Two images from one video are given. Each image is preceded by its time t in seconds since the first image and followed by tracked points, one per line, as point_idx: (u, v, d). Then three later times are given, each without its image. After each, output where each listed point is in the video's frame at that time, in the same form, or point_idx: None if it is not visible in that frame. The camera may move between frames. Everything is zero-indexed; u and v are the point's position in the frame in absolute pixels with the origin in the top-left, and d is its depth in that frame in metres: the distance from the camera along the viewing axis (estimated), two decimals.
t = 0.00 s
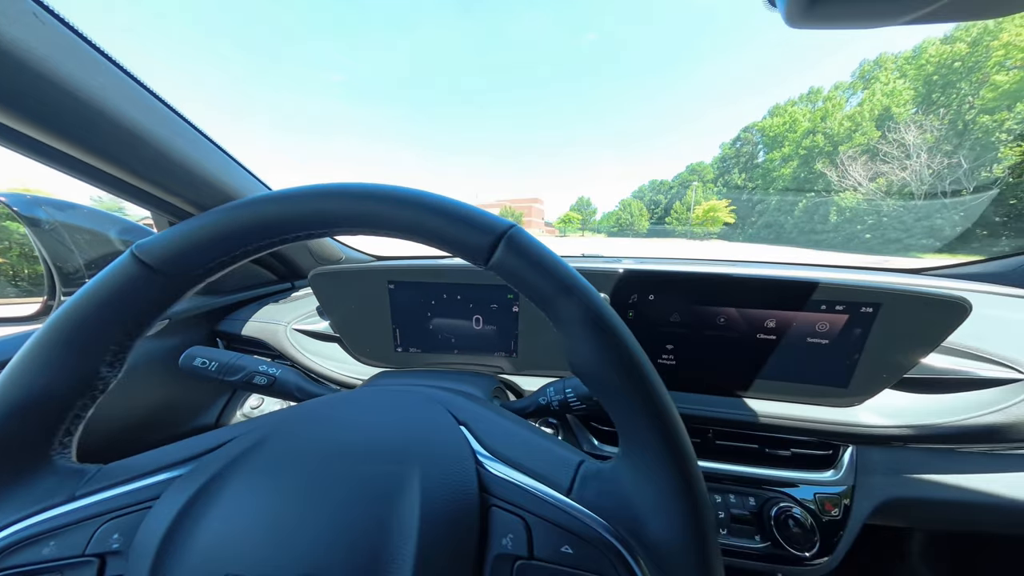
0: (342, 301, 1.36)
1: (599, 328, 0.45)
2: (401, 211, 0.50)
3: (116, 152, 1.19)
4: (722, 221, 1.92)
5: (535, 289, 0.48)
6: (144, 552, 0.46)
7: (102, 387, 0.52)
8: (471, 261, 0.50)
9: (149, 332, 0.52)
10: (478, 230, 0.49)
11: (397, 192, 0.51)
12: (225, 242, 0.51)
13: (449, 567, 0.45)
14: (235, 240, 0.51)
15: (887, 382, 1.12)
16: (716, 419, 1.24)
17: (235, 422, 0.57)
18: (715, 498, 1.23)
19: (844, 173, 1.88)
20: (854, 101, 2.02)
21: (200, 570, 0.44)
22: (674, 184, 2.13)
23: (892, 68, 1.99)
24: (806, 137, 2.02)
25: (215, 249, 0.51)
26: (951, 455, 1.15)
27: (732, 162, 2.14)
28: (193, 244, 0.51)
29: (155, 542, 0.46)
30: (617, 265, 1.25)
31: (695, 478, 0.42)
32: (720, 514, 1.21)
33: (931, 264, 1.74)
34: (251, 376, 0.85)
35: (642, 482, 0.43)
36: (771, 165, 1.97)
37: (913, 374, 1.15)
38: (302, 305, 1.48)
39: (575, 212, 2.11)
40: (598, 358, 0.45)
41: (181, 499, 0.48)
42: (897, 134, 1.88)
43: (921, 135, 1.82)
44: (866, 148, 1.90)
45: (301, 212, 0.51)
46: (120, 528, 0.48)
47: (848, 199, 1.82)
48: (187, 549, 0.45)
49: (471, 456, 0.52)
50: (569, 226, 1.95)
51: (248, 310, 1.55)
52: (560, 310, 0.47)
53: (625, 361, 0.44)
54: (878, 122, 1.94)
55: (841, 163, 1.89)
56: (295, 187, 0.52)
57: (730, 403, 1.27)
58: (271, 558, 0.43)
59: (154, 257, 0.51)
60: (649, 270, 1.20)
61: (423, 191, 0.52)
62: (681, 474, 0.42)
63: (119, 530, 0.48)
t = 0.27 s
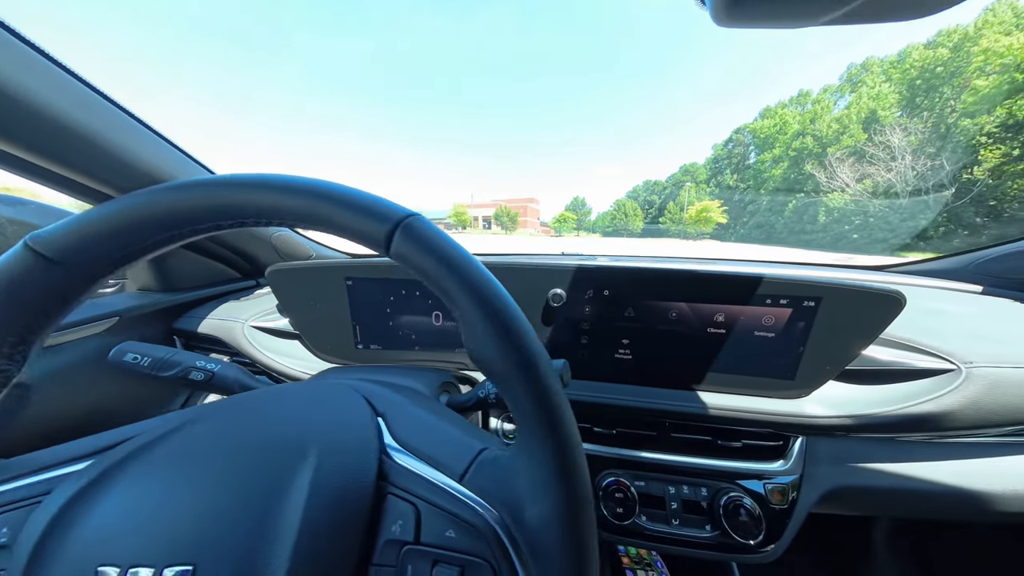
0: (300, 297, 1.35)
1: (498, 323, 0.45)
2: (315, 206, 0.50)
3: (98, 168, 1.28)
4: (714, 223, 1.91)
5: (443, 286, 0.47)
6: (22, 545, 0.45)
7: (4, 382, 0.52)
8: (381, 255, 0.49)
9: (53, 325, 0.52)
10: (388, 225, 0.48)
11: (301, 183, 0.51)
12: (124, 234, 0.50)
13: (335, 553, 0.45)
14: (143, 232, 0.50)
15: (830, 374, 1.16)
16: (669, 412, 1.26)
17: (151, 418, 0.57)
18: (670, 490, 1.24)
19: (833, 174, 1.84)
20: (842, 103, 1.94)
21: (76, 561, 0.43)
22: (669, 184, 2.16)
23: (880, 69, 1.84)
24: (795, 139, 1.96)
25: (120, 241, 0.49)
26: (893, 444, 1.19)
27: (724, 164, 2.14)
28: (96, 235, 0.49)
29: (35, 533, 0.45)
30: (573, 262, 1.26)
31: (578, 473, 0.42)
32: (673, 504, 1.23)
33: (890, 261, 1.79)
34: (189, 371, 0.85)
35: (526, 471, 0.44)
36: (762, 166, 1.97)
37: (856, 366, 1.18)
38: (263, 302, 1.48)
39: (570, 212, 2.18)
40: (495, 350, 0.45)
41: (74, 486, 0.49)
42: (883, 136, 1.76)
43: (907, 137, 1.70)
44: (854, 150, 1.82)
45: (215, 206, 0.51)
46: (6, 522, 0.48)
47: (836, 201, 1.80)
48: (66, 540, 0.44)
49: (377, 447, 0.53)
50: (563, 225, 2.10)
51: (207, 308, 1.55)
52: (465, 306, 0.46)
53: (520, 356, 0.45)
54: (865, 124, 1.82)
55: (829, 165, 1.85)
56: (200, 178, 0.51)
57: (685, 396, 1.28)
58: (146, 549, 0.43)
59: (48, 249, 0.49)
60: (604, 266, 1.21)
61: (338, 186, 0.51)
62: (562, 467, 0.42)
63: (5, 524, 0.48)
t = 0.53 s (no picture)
0: (259, 292, 1.31)
1: (410, 316, 0.42)
2: (228, 186, 0.47)
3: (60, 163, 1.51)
4: (706, 222, 1.90)
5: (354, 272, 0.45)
6: None
7: None
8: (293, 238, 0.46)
9: None
10: (303, 209, 0.45)
11: (204, 159, 0.48)
12: (22, 213, 0.48)
13: (220, 549, 0.43)
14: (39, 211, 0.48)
15: (788, 364, 1.17)
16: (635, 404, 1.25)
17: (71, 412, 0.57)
18: (634, 482, 1.24)
19: (821, 176, 1.75)
20: (828, 106, 1.82)
21: None
22: (662, 184, 2.09)
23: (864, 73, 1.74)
24: (784, 141, 1.85)
25: (17, 220, 0.48)
26: (851, 433, 1.21)
27: (715, 164, 2.06)
28: None
29: None
30: (537, 254, 1.25)
31: (482, 473, 0.40)
32: (636, 497, 1.23)
33: (858, 256, 1.82)
34: (120, 365, 0.82)
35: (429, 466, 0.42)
36: (752, 167, 1.89)
37: (814, 357, 1.20)
38: (223, 297, 1.45)
39: (565, 212, 2.16)
40: (405, 343, 0.43)
41: None
42: (868, 139, 1.65)
43: (890, 139, 1.60)
44: (840, 151, 1.71)
45: (125, 184, 0.48)
46: None
47: (823, 203, 1.74)
48: None
49: (288, 438, 0.52)
50: (558, 225, 2.06)
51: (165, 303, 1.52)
52: (375, 295, 0.44)
53: (430, 346, 0.42)
54: (850, 126, 1.70)
55: (816, 168, 1.76)
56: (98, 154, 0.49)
57: (648, 388, 1.28)
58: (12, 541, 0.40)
59: None
60: (566, 258, 1.20)
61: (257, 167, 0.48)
62: (465, 465, 0.40)
63: None
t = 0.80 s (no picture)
0: (232, 292, 1.31)
1: (344, 313, 0.45)
2: (181, 192, 0.49)
3: None
4: (698, 222, 1.94)
5: (298, 274, 0.47)
6: None
7: None
8: (242, 241, 0.48)
9: None
10: (251, 213, 0.48)
11: (150, 164, 0.50)
12: None
13: (160, 533, 0.47)
14: None
15: (745, 359, 1.22)
16: (603, 398, 1.30)
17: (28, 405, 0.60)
18: (601, 474, 1.30)
19: (808, 177, 1.79)
20: (817, 109, 1.81)
21: None
22: (654, 185, 2.17)
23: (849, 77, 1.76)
24: (773, 143, 1.87)
25: None
26: (805, 424, 1.27)
27: (706, 165, 2.07)
28: None
29: None
30: (507, 254, 1.28)
31: (409, 456, 0.44)
32: (603, 488, 1.29)
33: (826, 256, 1.90)
34: (81, 365, 0.83)
35: (361, 459, 0.46)
36: (742, 168, 1.93)
37: (770, 352, 1.26)
38: (197, 297, 1.45)
39: (559, 212, 2.17)
40: (344, 343, 0.46)
41: None
42: (852, 142, 1.69)
43: (874, 142, 1.64)
44: (826, 154, 1.74)
45: (80, 186, 0.50)
46: None
47: (809, 204, 1.81)
48: None
49: (233, 433, 0.56)
50: (552, 225, 2.06)
51: (137, 303, 1.52)
52: (316, 296, 0.46)
53: (362, 340, 0.45)
54: (835, 129, 1.73)
55: (803, 169, 1.78)
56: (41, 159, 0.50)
57: (615, 383, 1.32)
58: None
59: None
60: (535, 258, 1.24)
61: (209, 173, 0.50)
62: (393, 453, 0.44)
63: None
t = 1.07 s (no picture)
0: (204, 288, 1.26)
1: (296, 297, 0.43)
2: (126, 173, 0.46)
3: None
4: (691, 222, 1.95)
5: (252, 261, 0.45)
6: None
7: None
8: (190, 223, 0.46)
9: None
10: (201, 196, 0.45)
11: (89, 140, 0.47)
12: None
13: (101, 529, 0.47)
14: None
15: (726, 351, 1.23)
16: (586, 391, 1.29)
17: None
18: (585, 468, 1.30)
19: (795, 179, 1.78)
20: (802, 112, 1.81)
21: None
22: (647, 186, 2.15)
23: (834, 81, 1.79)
24: (761, 145, 1.88)
25: None
26: (784, 415, 1.29)
27: (697, 167, 2.10)
28: None
29: None
30: (489, 248, 1.27)
31: (363, 444, 0.43)
32: (587, 482, 1.29)
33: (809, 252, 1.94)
34: (33, 361, 0.79)
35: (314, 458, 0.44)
36: (732, 169, 1.94)
37: (750, 344, 1.28)
38: (169, 294, 1.40)
39: (555, 212, 2.15)
40: (295, 329, 0.44)
41: None
42: (838, 145, 1.69)
43: (857, 145, 1.65)
44: (812, 156, 1.74)
45: (15, 165, 0.47)
46: None
47: (796, 206, 1.80)
48: None
49: (190, 430, 0.58)
50: (547, 225, 2.01)
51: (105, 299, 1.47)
52: (268, 281, 0.44)
53: (314, 326, 0.43)
54: (822, 131, 1.71)
55: (791, 171, 1.78)
56: None
57: (598, 377, 1.32)
58: None
59: None
60: (517, 252, 1.23)
61: (156, 151, 0.47)
62: (346, 442, 0.43)
63: None
